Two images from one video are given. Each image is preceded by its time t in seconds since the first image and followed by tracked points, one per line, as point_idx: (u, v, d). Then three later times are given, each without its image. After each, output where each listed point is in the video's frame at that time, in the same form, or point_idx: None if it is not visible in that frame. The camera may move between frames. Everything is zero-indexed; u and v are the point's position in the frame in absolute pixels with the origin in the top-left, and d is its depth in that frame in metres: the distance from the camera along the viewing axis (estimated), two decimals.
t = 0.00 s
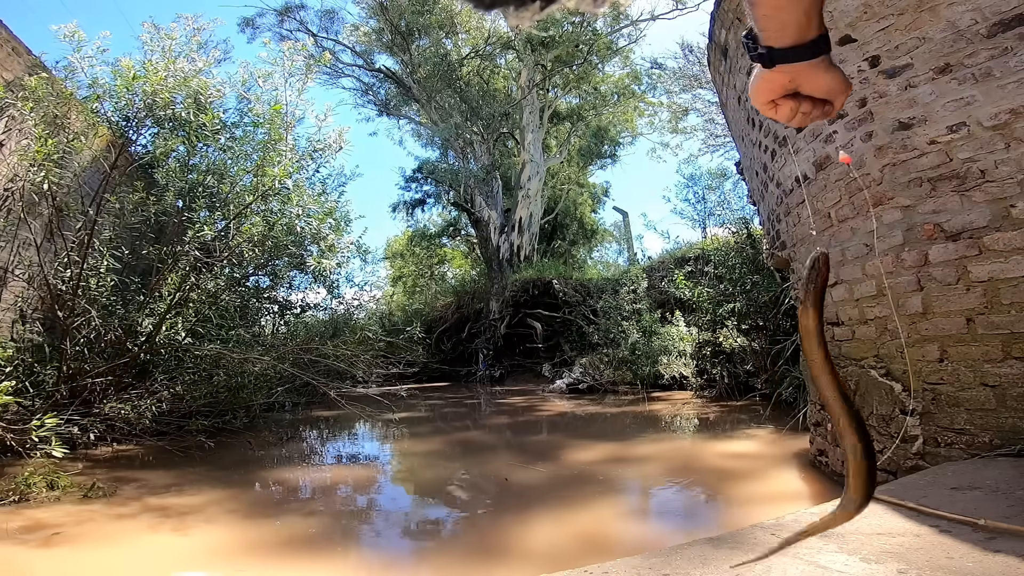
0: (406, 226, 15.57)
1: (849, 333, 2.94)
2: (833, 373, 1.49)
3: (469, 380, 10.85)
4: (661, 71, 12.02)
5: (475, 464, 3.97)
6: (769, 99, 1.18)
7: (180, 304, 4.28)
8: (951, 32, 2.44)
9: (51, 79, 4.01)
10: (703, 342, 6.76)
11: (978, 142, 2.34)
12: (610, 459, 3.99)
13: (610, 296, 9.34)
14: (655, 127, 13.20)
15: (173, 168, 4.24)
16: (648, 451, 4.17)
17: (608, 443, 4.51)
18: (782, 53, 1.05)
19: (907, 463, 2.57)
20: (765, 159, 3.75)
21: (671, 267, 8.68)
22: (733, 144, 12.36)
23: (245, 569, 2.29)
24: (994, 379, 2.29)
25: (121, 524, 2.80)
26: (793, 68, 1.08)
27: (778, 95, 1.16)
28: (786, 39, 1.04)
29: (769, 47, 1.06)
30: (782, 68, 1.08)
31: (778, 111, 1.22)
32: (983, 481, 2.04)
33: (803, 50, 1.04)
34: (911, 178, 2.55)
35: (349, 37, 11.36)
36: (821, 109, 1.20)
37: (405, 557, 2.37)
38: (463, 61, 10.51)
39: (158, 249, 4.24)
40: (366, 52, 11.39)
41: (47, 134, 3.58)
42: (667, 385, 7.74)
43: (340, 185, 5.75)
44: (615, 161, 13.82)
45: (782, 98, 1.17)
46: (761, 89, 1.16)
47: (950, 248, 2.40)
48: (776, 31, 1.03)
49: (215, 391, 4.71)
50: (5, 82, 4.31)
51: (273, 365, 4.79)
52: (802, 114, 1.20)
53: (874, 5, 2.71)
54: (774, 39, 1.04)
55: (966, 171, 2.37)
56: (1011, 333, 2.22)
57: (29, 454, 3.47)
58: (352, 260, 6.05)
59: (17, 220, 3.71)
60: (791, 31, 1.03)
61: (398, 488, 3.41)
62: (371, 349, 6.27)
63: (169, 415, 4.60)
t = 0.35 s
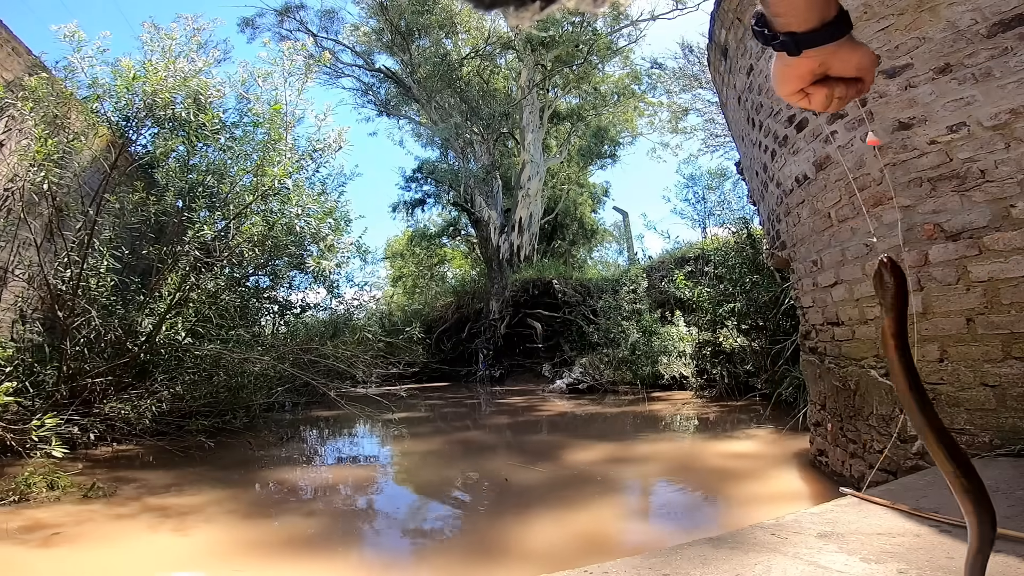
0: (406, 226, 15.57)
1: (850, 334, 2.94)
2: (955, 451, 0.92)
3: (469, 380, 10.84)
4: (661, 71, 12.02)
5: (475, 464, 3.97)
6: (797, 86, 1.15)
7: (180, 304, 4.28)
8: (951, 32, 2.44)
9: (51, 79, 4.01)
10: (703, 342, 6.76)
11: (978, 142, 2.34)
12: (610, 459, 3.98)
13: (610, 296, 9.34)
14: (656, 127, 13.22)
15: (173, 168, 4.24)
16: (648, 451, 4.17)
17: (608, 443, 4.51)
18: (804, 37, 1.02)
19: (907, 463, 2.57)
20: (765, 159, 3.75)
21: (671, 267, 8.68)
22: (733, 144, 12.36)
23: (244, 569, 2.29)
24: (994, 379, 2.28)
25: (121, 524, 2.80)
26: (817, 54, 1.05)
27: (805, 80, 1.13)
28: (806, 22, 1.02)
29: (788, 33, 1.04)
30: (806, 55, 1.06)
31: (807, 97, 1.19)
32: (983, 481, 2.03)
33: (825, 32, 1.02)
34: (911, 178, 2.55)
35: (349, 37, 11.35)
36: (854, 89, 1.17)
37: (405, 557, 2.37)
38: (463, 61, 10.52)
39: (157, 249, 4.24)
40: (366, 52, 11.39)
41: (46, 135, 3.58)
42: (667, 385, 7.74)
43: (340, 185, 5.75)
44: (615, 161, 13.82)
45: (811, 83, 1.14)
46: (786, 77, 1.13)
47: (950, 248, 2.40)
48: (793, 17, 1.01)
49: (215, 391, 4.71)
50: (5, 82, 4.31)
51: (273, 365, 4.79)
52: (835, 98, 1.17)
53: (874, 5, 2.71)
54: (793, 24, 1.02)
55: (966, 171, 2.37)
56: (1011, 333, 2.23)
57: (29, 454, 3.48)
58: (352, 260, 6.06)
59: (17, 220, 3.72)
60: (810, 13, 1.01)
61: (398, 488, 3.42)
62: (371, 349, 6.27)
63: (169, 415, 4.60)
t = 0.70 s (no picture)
0: (406, 226, 15.57)
1: (850, 334, 2.94)
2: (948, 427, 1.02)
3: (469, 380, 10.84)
4: (661, 71, 12.02)
5: (475, 463, 3.98)
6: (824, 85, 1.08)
7: (180, 304, 4.28)
8: (951, 32, 2.44)
9: (51, 79, 4.01)
10: (703, 342, 6.76)
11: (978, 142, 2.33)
12: (610, 459, 3.99)
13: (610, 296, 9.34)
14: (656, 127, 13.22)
15: (173, 168, 4.24)
16: (648, 451, 4.17)
17: (608, 443, 4.51)
18: (829, 39, 0.96)
19: (907, 463, 2.57)
20: (765, 159, 3.75)
21: (671, 267, 8.68)
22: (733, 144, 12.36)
23: (244, 569, 2.29)
24: (994, 379, 2.28)
25: (121, 524, 2.80)
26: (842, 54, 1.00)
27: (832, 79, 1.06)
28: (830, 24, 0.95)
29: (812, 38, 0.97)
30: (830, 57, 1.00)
31: (836, 95, 1.11)
32: (984, 481, 2.03)
33: (849, 31, 0.96)
34: (911, 178, 2.55)
35: (349, 37, 11.36)
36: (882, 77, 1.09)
37: (406, 557, 2.37)
38: (463, 61, 10.52)
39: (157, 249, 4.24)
40: (366, 52, 11.39)
41: (46, 134, 3.58)
42: (667, 385, 7.74)
43: (340, 185, 5.76)
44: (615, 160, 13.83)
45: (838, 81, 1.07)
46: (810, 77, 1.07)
47: (950, 248, 2.40)
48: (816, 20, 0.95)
49: (215, 391, 4.71)
50: (5, 82, 4.31)
51: (273, 365, 4.79)
52: (863, 93, 1.09)
53: (874, 5, 2.72)
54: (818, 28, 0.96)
55: (966, 171, 2.36)
56: (1011, 333, 2.22)
57: (29, 454, 3.47)
58: (352, 260, 6.06)
59: (17, 220, 3.72)
60: (831, 15, 0.95)
61: (398, 488, 3.42)
62: (370, 349, 6.28)
63: (169, 415, 4.60)
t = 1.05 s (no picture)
0: (406, 226, 15.57)
1: (850, 334, 2.95)
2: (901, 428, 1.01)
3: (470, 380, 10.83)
4: (661, 71, 12.02)
5: (475, 463, 3.98)
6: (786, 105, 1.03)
7: (180, 304, 4.28)
8: (951, 32, 2.44)
9: (51, 79, 4.01)
10: (703, 342, 6.76)
11: (978, 142, 2.33)
12: (610, 459, 3.99)
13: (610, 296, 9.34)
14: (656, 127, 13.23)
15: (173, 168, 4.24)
16: (648, 451, 4.17)
17: (608, 443, 4.51)
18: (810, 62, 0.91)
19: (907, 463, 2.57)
20: (765, 159, 3.75)
21: (671, 267, 8.68)
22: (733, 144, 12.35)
23: (244, 569, 2.29)
24: (994, 379, 2.28)
25: (121, 524, 2.80)
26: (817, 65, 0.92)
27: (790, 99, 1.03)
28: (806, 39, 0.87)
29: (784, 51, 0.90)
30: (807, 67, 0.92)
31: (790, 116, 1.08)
32: (984, 481, 2.03)
33: (823, 47, 0.89)
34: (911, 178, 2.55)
35: (349, 37, 11.36)
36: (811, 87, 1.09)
37: (406, 557, 2.37)
38: (463, 61, 10.52)
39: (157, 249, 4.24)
40: (366, 52, 11.37)
41: (46, 134, 3.57)
42: (667, 385, 7.73)
43: (340, 185, 5.77)
44: (615, 161, 13.83)
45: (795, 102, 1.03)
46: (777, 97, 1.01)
47: (950, 248, 2.40)
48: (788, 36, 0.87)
49: (215, 391, 4.71)
50: (5, 82, 4.31)
51: (273, 365, 4.79)
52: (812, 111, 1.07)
53: (874, 5, 2.73)
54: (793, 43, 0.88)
55: (966, 171, 2.36)
56: (1011, 333, 2.22)
57: (29, 454, 3.47)
58: (352, 260, 6.06)
59: (17, 220, 3.73)
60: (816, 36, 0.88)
61: (398, 488, 3.42)
62: (370, 349, 6.27)
63: (168, 415, 4.60)
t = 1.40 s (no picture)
0: (406, 226, 15.58)
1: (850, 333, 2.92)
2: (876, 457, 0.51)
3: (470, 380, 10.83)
4: (661, 71, 12.03)
5: (475, 463, 3.97)
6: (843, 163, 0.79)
7: (180, 304, 4.28)
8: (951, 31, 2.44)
9: (51, 79, 4.01)
10: (703, 342, 6.76)
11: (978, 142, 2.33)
12: (610, 459, 3.98)
13: (610, 296, 9.34)
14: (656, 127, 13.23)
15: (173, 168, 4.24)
16: (648, 451, 4.17)
17: (608, 444, 4.50)
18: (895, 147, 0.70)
19: (907, 464, 2.49)
20: (765, 159, 3.75)
21: (670, 267, 8.68)
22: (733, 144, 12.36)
23: (243, 569, 2.29)
24: (994, 379, 2.30)
25: (121, 524, 2.80)
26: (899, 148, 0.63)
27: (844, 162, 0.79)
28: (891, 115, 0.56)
29: (960, 250, 0.28)
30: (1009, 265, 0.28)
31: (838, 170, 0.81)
32: (984, 481, 2.03)
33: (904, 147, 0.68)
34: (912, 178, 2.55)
35: (349, 37, 11.35)
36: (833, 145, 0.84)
37: (406, 557, 2.37)
38: (463, 61, 10.53)
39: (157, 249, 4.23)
40: (366, 52, 11.38)
41: (47, 134, 3.58)
42: (667, 385, 7.73)
43: (340, 185, 5.77)
44: (615, 161, 13.84)
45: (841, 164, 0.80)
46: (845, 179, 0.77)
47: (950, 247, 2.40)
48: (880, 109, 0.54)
49: (215, 391, 4.71)
50: (5, 82, 4.31)
51: (273, 365, 4.79)
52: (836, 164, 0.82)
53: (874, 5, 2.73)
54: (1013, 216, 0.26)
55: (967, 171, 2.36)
56: (1011, 333, 2.26)
57: (29, 454, 3.47)
58: (352, 260, 6.06)
59: (17, 220, 3.74)
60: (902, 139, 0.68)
61: (398, 488, 3.42)
62: (370, 349, 6.27)
63: (168, 415, 4.60)
